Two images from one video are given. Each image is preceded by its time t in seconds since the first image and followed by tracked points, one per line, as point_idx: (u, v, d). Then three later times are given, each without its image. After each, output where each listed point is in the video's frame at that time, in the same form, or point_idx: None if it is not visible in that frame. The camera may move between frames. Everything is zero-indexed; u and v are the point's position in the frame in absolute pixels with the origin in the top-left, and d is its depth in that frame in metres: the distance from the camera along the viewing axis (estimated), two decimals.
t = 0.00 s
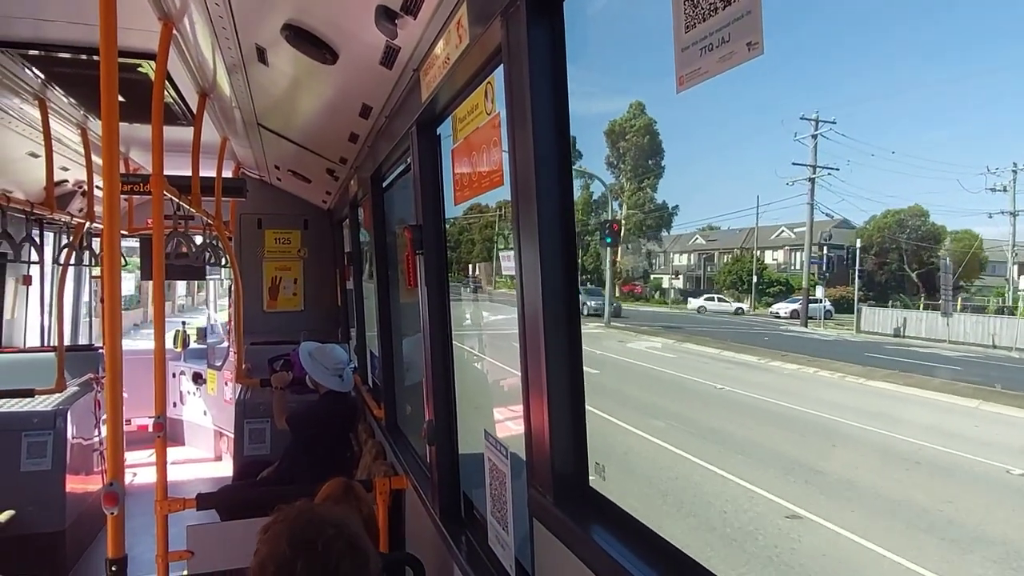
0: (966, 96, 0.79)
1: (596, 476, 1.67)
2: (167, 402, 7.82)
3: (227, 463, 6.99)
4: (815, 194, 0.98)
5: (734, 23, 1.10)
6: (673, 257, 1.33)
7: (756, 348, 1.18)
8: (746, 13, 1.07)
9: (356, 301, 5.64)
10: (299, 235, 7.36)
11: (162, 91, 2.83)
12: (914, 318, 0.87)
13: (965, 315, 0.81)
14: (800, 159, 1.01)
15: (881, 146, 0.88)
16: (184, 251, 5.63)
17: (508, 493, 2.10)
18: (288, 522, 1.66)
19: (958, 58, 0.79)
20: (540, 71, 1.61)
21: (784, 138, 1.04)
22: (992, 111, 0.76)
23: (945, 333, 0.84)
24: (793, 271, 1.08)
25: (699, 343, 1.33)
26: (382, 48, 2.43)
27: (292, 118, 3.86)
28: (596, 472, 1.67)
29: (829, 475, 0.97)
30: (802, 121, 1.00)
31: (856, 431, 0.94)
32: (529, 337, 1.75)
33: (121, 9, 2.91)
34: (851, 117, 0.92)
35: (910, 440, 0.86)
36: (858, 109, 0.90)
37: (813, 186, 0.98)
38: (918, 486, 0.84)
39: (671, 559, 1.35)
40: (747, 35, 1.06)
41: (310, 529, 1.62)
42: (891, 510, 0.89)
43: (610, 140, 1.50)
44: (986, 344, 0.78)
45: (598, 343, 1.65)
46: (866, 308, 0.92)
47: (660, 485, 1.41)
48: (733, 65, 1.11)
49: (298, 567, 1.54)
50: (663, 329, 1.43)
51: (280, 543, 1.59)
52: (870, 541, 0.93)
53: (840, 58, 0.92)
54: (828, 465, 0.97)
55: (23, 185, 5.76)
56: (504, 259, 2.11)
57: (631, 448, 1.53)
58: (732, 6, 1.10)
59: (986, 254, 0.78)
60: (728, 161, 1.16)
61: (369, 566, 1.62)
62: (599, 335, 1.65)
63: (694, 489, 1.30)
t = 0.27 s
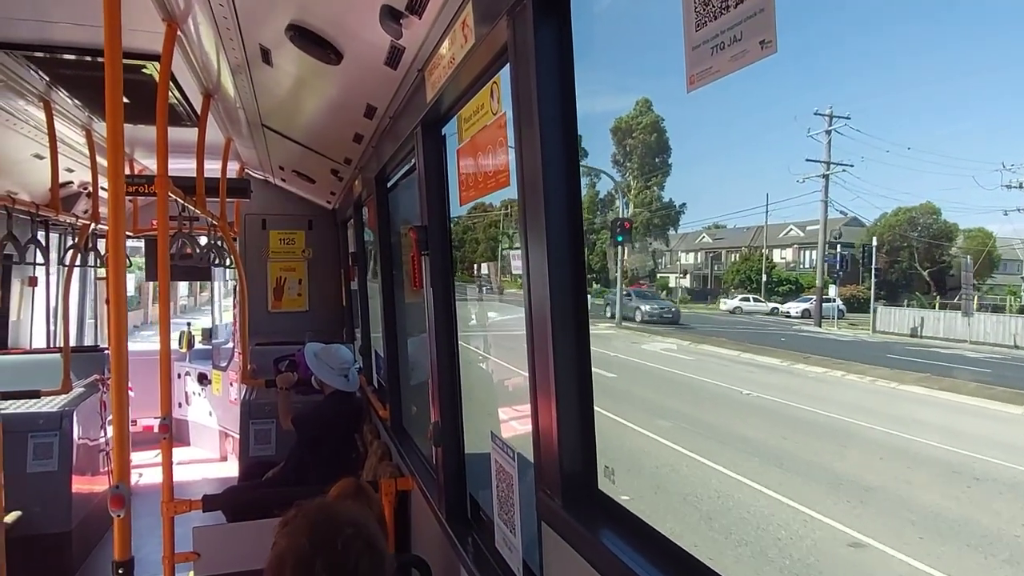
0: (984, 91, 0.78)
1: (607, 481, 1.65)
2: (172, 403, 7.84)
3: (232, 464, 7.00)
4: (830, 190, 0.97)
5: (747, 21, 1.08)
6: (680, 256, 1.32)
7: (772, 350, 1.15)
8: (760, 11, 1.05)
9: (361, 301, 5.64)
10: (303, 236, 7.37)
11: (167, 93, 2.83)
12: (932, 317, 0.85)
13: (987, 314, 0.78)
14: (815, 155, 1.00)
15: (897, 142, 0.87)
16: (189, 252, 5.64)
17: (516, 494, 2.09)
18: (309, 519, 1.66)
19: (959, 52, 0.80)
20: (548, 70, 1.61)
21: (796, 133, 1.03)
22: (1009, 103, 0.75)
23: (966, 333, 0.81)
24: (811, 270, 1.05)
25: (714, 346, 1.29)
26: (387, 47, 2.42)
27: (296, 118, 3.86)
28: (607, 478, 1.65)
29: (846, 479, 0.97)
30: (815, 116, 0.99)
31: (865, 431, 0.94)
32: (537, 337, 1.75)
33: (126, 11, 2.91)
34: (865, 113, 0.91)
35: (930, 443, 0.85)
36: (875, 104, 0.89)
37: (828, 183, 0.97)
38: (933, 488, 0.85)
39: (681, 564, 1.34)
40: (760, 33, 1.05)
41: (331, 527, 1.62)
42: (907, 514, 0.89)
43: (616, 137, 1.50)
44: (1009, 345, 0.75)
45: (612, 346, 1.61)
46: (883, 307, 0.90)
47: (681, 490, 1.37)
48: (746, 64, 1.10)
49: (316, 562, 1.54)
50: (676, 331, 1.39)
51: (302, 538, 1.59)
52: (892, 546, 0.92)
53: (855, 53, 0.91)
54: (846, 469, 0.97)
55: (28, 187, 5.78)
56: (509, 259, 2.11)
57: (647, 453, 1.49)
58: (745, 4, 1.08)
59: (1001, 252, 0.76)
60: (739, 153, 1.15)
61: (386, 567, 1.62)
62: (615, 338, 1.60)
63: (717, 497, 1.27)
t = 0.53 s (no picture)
0: (995, 88, 0.79)
1: (619, 479, 1.65)
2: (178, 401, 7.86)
3: (238, 461, 7.02)
4: (841, 187, 0.97)
5: (769, 12, 1.06)
6: (685, 253, 1.33)
7: (789, 350, 1.11)
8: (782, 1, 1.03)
9: (367, 299, 5.65)
10: (309, 233, 7.38)
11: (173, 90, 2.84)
12: (945, 316, 0.85)
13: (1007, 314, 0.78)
14: (825, 151, 1.00)
15: (910, 138, 0.88)
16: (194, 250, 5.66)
17: (525, 492, 2.10)
18: (313, 520, 1.64)
19: (975, 43, 0.80)
20: (560, 64, 1.60)
21: (807, 127, 1.03)
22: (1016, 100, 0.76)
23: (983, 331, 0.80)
24: (821, 266, 1.03)
25: (726, 343, 1.26)
26: (395, 43, 2.42)
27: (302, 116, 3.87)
28: (619, 476, 1.66)
29: (834, 468, 0.99)
30: (826, 111, 0.98)
31: (869, 428, 0.95)
32: (549, 334, 1.75)
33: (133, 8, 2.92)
34: (878, 109, 0.91)
35: (928, 438, 0.86)
36: (887, 101, 0.90)
37: (838, 180, 0.98)
38: (923, 480, 0.86)
39: (699, 565, 1.32)
40: (783, 23, 1.03)
41: (335, 528, 1.61)
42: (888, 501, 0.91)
43: (622, 134, 1.51)
44: None
45: (623, 345, 1.62)
46: (895, 306, 0.91)
47: (714, 504, 1.29)
48: (766, 55, 1.08)
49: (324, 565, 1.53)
50: (692, 330, 1.34)
51: (305, 541, 1.58)
52: (876, 534, 0.93)
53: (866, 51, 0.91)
54: (840, 462, 0.98)
55: (35, 185, 5.80)
56: (515, 255, 2.11)
57: (668, 460, 1.44)
58: None
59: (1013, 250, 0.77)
60: (748, 150, 1.15)
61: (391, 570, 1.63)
62: (625, 336, 1.62)
63: (754, 512, 1.19)
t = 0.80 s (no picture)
0: (1002, 82, 0.78)
1: (625, 481, 1.66)
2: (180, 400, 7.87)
3: (241, 461, 7.04)
4: (847, 183, 0.97)
5: (778, 14, 1.06)
6: (688, 252, 1.33)
7: (799, 349, 1.08)
8: (791, 3, 1.03)
9: (369, 298, 5.65)
10: (311, 233, 7.39)
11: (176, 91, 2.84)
12: (954, 314, 0.83)
13: (1016, 310, 0.77)
14: (831, 147, 1.00)
15: (916, 134, 0.87)
16: (197, 250, 5.67)
17: (528, 493, 2.10)
18: (316, 532, 1.63)
19: (977, 41, 0.80)
20: (565, 63, 1.60)
21: (813, 125, 1.02)
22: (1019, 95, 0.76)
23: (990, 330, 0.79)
24: (825, 264, 1.01)
25: (740, 346, 1.24)
26: (399, 43, 2.42)
27: (305, 115, 3.87)
28: (625, 477, 1.67)
29: (860, 475, 0.95)
30: (833, 107, 0.98)
31: (893, 431, 0.91)
32: (553, 332, 1.75)
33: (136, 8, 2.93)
34: (885, 105, 0.90)
35: (948, 440, 0.83)
36: (895, 97, 0.89)
37: (845, 176, 0.98)
38: (955, 488, 0.82)
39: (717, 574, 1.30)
40: (792, 26, 1.02)
41: (340, 538, 1.61)
42: (917, 510, 0.87)
43: (623, 131, 1.52)
44: None
45: (629, 345, 1.61)
46: (902, 304, 0.89)
47: (740, 516, 1.24)
48: (776, 57, 1.07)
49: None
50: (698, 330, 1.35)
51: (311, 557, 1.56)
52: (912, 547, 0.89)
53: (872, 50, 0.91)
54: (864, 468, 0.95)
55: (38, 185, 5.81)
56: (517, 256, 2.11)
57: (685, 467, 1.39)
58: None
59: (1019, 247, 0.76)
60: (752, 147, 1.15)
61: None
62: (631, 336, 1.61)
63: (783, 526, 1.13)
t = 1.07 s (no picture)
0: (1008, 72, 0.77)
1: (625, 479, 1.65)
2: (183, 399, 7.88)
3: (244, 459, 7.04)
4: (853, 179, 0.96)
5: (777, 14, 1.05)
6: (690, 249, 1.33)
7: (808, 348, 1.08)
8: (790, 3, 1.02)
9: (371, 296, 5.65)
10: (313, 232, 7.39)
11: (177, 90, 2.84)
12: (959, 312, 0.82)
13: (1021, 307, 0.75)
14: (836, 143, 0.99)
15: (922, 130, 0.87)
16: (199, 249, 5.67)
17: (531, 491, 2.09)
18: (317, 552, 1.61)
19: (982, 36, 0.80)
20: (565, 63, 1.60)
21: (816, 121, 1.02)
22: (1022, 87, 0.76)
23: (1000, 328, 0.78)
24: (830, 261, 1.02)
25: (750, 344, 1.23)
26: (399, 43, 2.42)
27: (305, 114, 3.87)
28: (625, 476, 1.65)
29: (883, 478, 0.93)
30: (837, 102, 0.97)
31: (914, 433, 0.89)
32: (554, 330, 1.75)
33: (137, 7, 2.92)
34: (889, 100, 0.90)
35: (967, 441, 0.81)
36: (901, 91, 0.89)
37: (850, 172, 0.97)
38: (983, 493, 0.80)
39: None
40: (790, 27, 1.02)
41: (345, 550, 1.60)
42: (944, 515, 0.84)
43: (625, 129, 1.52)
44: None
45: (636, 344, 1.60)
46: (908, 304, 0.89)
47: (758, 522, 1.20)
48: (775, 58, 1.07)
49: None
50: (701, 327, 1.36)
51: None
52: (942, 555, 0.86)
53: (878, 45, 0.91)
54: (887, 472, 0.92)
55: (40, 184, 5.81)
56: (520, 254, 2.10)
57: (700, 471, 1.35)
58: None
59: None
60: (756, 145, 1.15)
61: None
62: (640, 334, 1.59)
63: (805, 533, 1.08)
